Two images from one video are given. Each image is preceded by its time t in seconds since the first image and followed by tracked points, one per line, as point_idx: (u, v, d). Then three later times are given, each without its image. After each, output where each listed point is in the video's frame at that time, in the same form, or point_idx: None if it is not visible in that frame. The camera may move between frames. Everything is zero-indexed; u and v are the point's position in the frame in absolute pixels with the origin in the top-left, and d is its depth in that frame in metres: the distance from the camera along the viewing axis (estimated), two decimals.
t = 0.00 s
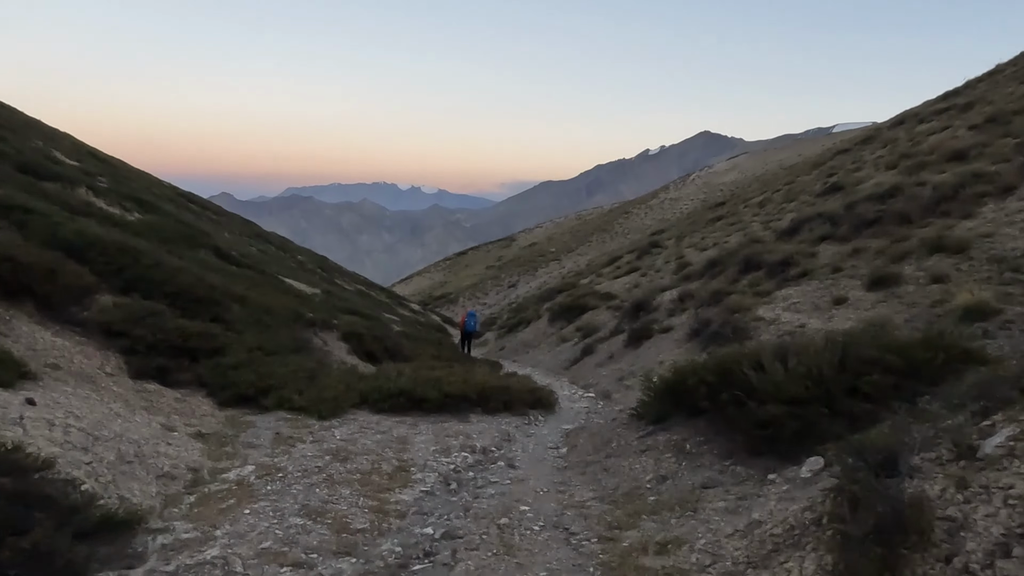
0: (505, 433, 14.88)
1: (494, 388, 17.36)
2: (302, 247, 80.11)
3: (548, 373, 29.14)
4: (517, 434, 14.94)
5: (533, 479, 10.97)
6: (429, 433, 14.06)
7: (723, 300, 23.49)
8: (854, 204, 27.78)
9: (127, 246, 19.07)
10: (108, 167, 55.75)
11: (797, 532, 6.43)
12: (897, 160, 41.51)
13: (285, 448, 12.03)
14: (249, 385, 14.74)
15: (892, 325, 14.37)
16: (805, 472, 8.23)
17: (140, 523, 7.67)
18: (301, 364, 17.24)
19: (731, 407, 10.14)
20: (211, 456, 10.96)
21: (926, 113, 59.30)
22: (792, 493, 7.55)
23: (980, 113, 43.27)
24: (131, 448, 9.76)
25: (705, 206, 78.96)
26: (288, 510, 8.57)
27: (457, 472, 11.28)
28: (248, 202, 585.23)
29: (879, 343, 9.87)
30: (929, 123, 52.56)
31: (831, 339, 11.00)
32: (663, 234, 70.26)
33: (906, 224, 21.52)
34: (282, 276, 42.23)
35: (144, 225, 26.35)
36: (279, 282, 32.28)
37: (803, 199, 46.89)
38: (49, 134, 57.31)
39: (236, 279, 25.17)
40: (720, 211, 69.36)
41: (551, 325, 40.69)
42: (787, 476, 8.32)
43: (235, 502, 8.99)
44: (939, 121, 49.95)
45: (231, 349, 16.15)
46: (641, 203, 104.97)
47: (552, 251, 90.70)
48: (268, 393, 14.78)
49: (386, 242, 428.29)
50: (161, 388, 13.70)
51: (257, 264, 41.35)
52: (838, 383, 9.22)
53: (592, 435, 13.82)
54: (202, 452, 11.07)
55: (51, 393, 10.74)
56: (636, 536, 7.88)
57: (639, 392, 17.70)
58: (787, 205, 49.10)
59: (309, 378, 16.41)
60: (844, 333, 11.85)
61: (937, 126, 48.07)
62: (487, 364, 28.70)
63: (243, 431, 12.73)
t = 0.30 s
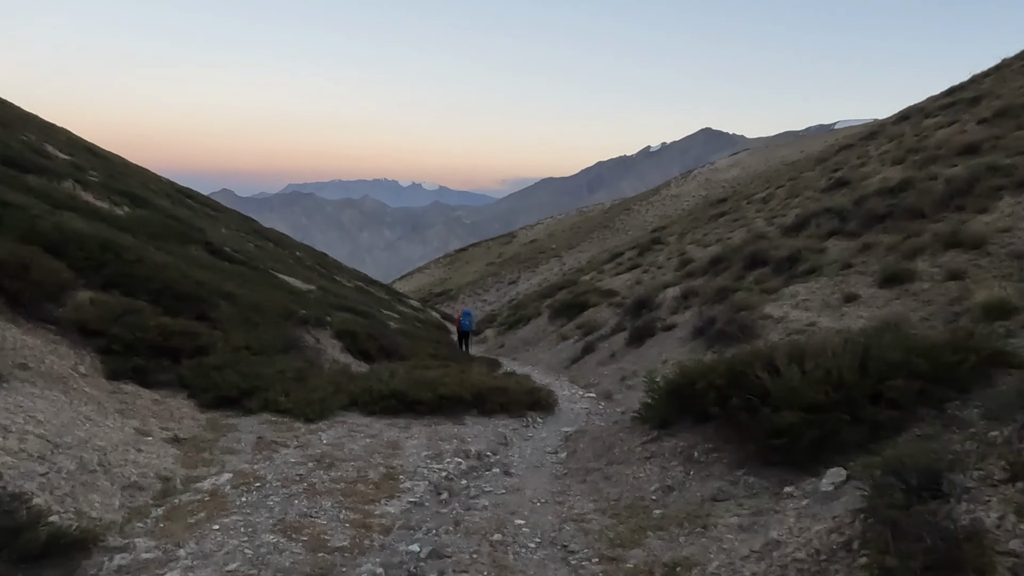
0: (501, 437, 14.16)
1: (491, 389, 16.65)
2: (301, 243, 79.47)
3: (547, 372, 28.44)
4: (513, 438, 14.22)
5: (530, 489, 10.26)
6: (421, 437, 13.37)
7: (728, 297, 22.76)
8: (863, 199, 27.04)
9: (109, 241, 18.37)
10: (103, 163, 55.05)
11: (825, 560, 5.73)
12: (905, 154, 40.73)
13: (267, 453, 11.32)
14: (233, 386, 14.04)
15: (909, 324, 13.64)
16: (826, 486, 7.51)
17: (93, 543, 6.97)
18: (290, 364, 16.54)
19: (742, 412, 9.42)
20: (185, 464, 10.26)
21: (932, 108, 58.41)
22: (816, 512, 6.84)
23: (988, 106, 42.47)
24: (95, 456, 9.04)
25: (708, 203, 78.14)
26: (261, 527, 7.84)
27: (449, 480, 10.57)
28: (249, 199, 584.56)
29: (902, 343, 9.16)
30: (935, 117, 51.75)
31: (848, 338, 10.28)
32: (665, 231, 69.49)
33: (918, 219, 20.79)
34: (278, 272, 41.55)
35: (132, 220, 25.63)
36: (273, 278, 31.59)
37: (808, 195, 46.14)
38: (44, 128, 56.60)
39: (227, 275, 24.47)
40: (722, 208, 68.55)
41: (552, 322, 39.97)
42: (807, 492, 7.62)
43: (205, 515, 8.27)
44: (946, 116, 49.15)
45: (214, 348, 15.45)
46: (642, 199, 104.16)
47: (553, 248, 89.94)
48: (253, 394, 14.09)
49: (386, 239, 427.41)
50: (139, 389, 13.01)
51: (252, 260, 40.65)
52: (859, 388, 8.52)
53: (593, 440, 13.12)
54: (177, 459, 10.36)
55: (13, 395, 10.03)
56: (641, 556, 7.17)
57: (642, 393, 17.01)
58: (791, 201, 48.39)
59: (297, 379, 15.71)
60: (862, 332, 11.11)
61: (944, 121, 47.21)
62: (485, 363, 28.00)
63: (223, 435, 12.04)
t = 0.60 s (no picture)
0: (498, 441, 13.44)
1: (488, 390, 15.94)
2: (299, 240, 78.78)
3: (547, 371, 27.74)
4: (511, 442, 13.50)
5: (527, 500, 9.55)
6: (413, 442, 12.66)
7: (733, 294, 22.05)
8: (872, 192, 26.32)
9: (91, 236, 17.66)
10: (98, 159, 54.39)
11: None
12: (911, 148, 40.00)
13: (246, 461, 10.62)
14: (215, 388, 13.34)
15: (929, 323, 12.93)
16: (852, 503, 6.78)
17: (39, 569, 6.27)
18: (278, 364, 15.84)
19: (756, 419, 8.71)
20: (156, 473, 9.57)
21: (937, 102, 57.56)
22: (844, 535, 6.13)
23: (996, 100, 41.74)
24: (54, 468, 8.34)
25: (709, 199, 77.37)
26: (231, 548, 7.12)
27: (440, 491, 9.85)
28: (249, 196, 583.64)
29: (930, 344, 8.45)
30: (941, 112, 51.02)
31: (869, 337, 9.57)
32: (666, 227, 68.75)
33: (931, 213, 20.08)
34: (274, 270, 40.88)
35: (119, 215, 24.92)
36: (267, 275, 30.89)
37: (812, 190, 45.42)
38: (38, 124, 55.94)
39: (217, 272, 23.77)
40: (724, 204, 67.78)
41: (552, 320, 39.26)
42: (831, 509, 6.92)
43: (171, 533, 7.56)
44: (952, 110, 48.41)
45: (197, 348, 14.75)
46: (643, 196, 103.33)
47: (554, 245, 89.20)
48: (237, 397, 13.39)
49: (387, 236, 426.55)
50: (115, 392, 12.31)
51: (248, 257, 39.97)
52: (886, 392, 7.81)
53: (594, 444, 12.41)
54: (148, 468, 9.65)
55: None
56: None
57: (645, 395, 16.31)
58: (796, 197, 47.66)
59: (285, 380, 15.02)
60: (882, 331, 10.40)
61: (951, 114, 46.40)
62: (483, 362, 27.30)
63: (201, 441, 11.34)
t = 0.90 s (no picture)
0: (494, 442, 12.71)
1: (485, 388, 15.22)
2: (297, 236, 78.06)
3: (547, 368, 27.02)
4: (508, 443, 12.77)
5: (526, 508, 8.82)
6: (405, 443, 11.93)
7: (740, 289, 21.32)
8: (880, 185, 25.60)
9: (70, 227, 16.89)
10: (92, 153, 53.61)
11: None
12: (918, 142, 39.27)
13: (224, 464, 9.88)
14: (196, 386, 12.59)
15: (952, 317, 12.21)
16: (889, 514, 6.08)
17: None
18: (265, 360, 15.11)
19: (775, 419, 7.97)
20: (124, 478, 8.84)
21: (942, 96, 56.76)
22: (886, 556, 5.41)
23: (1004, 92, 41.03)
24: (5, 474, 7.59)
25: (711, 195, 76.62)
26: (196, 567, 6.39)
27: (431, 497, 9.11)
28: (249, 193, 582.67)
29: (966, 338, 7.72)
30: (946, 105, 50.29)
31: (895, 331, 8.83)
32: (667, 223, 68.01)
33: (945, 204, 19.35)
34: (269, 265, 40.16)
35: (105, 208, 24.13)
36: (260, 270, 30.16)
37: (816, 185, 44.70)
38: (32, 118, 55.15)
39: (206, 266, 23.04)
40: (726, 200, 67.04)
41: (552, 317, 38.56)
42: (865, 521, 6.20)
43: (131, 547, 6.82)
44: (958, 103, 47.67)
45: (179, 344, 14.01)
46: (644, 192, 102.55)
47: (554, 242, 88.43)
48: (218, 396, 12.66)
49: (387, 233, 425.76)
50: (88, 390, 11.57)
51: (242, 252, 39.24)
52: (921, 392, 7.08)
53: (597, 446, 11.68)
54: (115, 473, 8.91)
55: None
56: None
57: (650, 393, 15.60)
58: (799, 191, 46.95)
59: (271, 378, 14.29)
60: (908, 325, 9.66)
61: (957, 108, 45.64)
62: (481, 359, 26.59)
63: (178, 443, 10.61)
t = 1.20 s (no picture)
0: (493, 456, 11.99)
1: (483, 397, 14.50)
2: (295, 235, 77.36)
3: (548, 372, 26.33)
4: (507, 458, 12.05)
5: (525, 535, 8.10)
6: (397, 458, 11.23)
7: (748, 292, 20.59)
8: (891, 183, 24.89)
9: (50, 227, 16.17)
10: (86, 152, 52.86)
11: None
12: (926, 139, 38.56)
13: (201, 485, 9.17)
14: (176, 397, 11.89)
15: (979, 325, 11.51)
16: (936, 557, 5.37)
17: None
18: (252, 368, 14.39)
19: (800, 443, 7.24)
20: (88, 503, 8.13)
21: (948, 93, 55.92)
22: None
23: (1013, 89, 40.30)
24: None
25: (713, 194, 75.86)
26: None
27: (422, 522, 8.39)
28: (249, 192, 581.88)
29: (1011, 353, 7.02)
30: (953, 103, 49.55)
31: (929, 344, 8.12)
32: (669, 223, 67.28)
33: (961, 204, 18.65)
34: (264, 265, 39.45)
35: (92, 207, 23.40)
36: (254, 271, 29.45)
37: (821, 183, 44.00)
38: (26, 115, 54.45)
39: (196, 268, 22.33)
40: (728, 199, 66.28)
41: (553, 318, 37.86)
42: (908, 564, 5.48)
43: None
44: (965, 101, 46.95)
45: (161, 352, 13.30)
46: (645, 191, 101.81)
47: (554, 241, 87.72)
48: (200, 407, 11.95)
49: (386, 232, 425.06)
50: (59, 402, 10.86)
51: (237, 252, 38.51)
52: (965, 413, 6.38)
53: (602, 462, 10.96)
54: (79, 497, 8.19)
55: None
56: None
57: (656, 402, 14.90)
58: (804, 190, 46.24)
59: (258, 388, 13.57)
60: (939, 335, 8.94)
61: (964, 105, 44.85)
62: (480, 363, 25.86)
63: (152, 460, 9.91)
